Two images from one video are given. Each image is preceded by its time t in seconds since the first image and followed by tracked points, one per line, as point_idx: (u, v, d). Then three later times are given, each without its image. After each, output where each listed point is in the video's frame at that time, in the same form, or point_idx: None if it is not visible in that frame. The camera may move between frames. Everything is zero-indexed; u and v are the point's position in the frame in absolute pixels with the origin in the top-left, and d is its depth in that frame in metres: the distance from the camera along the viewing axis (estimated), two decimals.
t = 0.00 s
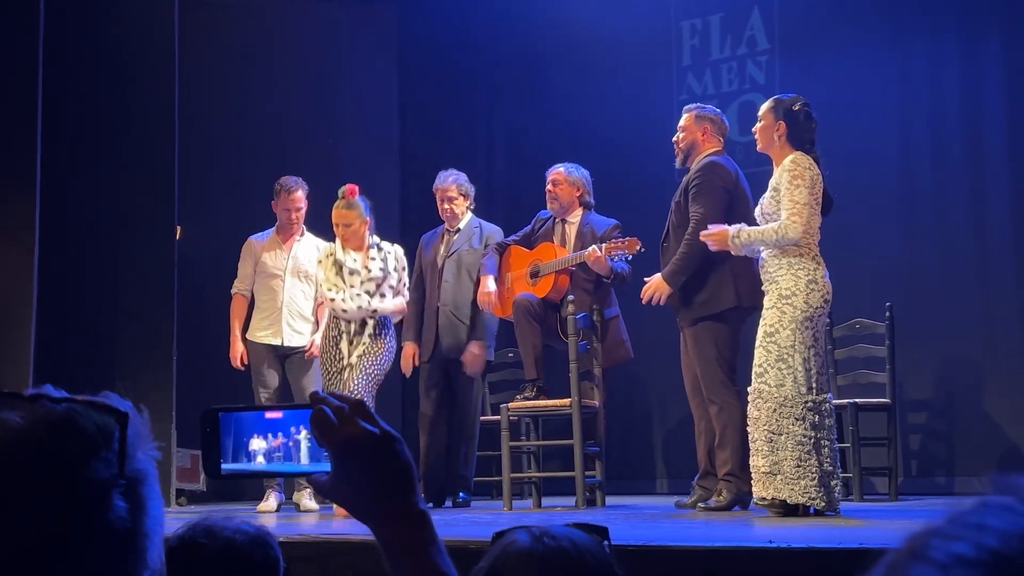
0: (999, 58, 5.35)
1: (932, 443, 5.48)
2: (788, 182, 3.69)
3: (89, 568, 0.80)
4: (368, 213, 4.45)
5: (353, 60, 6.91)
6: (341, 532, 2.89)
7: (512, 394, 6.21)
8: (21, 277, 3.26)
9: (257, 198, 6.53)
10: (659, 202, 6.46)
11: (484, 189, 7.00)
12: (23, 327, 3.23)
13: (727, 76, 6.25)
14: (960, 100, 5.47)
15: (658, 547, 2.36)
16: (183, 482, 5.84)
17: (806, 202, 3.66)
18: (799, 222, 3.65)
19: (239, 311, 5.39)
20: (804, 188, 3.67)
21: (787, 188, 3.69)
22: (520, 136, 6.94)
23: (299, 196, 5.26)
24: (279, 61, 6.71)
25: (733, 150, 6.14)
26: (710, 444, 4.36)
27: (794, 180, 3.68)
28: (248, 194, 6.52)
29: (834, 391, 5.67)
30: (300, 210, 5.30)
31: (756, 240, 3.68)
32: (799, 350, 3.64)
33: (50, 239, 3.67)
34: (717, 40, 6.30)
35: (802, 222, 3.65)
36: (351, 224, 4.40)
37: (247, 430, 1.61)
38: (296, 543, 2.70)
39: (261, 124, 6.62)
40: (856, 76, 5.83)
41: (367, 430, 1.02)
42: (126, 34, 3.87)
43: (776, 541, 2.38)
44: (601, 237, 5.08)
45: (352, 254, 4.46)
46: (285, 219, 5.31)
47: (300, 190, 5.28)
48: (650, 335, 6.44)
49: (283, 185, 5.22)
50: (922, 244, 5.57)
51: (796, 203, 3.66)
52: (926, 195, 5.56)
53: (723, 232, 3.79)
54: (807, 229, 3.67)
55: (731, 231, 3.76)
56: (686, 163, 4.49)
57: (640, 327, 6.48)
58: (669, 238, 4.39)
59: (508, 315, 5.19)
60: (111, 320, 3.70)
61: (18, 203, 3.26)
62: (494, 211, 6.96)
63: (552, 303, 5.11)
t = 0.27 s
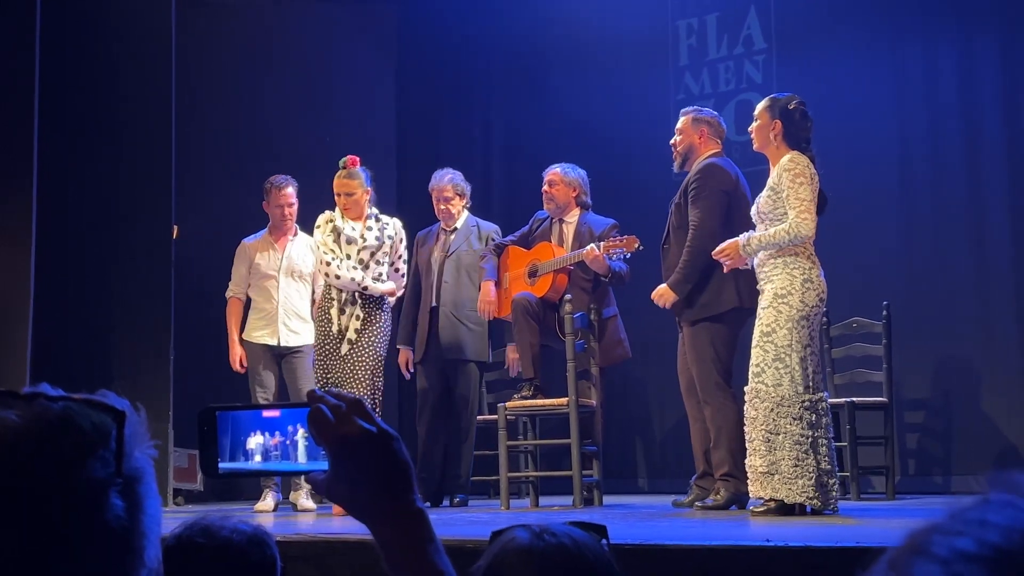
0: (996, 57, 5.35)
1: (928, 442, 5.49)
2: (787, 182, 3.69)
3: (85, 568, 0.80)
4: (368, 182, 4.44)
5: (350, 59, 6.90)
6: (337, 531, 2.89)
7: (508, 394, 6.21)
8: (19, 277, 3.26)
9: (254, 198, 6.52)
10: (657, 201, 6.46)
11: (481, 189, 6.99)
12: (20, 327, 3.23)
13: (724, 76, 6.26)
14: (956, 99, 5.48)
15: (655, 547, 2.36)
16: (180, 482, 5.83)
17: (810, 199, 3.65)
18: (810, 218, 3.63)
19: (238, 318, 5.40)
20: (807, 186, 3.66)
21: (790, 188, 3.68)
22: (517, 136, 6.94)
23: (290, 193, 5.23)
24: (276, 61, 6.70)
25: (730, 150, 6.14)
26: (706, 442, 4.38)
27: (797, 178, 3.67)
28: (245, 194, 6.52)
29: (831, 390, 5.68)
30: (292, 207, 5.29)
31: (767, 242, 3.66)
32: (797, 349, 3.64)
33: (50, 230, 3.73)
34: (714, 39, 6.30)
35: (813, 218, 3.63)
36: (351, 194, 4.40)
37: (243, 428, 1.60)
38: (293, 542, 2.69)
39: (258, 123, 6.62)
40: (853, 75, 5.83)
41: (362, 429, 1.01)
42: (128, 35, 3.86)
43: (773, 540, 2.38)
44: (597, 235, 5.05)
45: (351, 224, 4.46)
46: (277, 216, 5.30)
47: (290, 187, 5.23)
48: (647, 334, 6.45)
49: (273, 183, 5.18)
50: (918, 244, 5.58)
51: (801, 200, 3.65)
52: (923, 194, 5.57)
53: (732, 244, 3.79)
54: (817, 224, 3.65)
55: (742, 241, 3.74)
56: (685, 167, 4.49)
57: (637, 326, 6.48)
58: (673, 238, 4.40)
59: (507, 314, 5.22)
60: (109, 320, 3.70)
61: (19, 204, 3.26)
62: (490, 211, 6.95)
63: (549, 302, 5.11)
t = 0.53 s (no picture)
0: (993, 57, 5.36)
1: (925, 441, 5.50)
2: (781, 180, 3.69)
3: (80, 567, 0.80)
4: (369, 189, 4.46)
5: (347, 58, 6.89)
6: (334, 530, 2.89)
7: (506, 393, 6.20)
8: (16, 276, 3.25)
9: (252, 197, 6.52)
10: (654, 200, 6.46)
11: (478, 188, 6.99)
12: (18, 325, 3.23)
13: (721, 75, 6.25)
14: (953, 98, 5.49)
15: (652, 546, 2.36)
16: (176, 481, 5.83)
17: (797, 202, 3.66)
18: (791, 220, 3.64)
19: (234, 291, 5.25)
20: (796, 186, 3.67)
21: (779, 188, 3.69)
22: (514, 136, 6.94)
23: (286, 190, 5.26)
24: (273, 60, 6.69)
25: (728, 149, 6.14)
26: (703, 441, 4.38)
27: (788, 178, 3.68)
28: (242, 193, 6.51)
29: (828, 389, 5.68)
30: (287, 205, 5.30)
31: (749, 237, 3.68)
32: (794, 348, 3.64)
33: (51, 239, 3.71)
34: (711, 38, 6.31)
35: (794, 222, 3.65)
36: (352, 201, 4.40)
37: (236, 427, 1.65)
38: (290, 541, 2.69)
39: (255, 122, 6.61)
40: (850, 74, 5.84)
41: (357, 425, 1.00)
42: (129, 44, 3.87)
43: (770, 539, 2.38)
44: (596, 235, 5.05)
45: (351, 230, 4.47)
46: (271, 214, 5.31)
47: (286, 184, 5.27)
48: (645, 333, 6.45)
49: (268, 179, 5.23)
50: (915, 243, 5.58)
51: (788, 202, 3.65)
52: (920, 193, 5.57)
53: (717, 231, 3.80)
54: (798, 228, 3.67)
55: (724, 230, 3.76)
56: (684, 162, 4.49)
57: (634, 325, 6.48)
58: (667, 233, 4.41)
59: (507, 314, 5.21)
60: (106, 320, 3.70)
61: (18, 204, 3.26)
62: (488, 211, 6.95)
63: (546, 301, 5.10)
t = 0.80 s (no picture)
0: (990, 57, 5.36)
1: (923, 440, 5.50)
2: (777, 179, 3.70)
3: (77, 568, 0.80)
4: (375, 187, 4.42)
5: (345, 58, 6.89)
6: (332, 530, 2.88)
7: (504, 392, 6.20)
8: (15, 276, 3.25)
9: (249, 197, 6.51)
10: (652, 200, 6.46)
11: (477, 188, 6.99)
12: (15, 326, 3.23)
13: (718, 74, 6.25)
14: (951, 98, 5.49)
15: (651, 545, 2.36)
16: (175, 481, 5.82)
17: (789, 201, 3.67)
18: (781, 221, 3.65)
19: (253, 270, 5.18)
20: (790, 186, 3.68)
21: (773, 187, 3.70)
22: (512, 135, 6.93)
23: (283, 192, 5.26)
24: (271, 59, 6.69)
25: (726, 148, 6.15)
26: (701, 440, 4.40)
27: (782, 178, 3.69)
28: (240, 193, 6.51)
29: (826, 388, 5.69)
30: (284, 208, 5.30)
31: (736, 234, 3.69)
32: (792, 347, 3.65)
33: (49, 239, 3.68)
34: (709, 38, 6.30)
35: (783, 221, 3.66)
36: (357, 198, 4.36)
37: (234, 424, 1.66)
38: (288, 540, 2.69)
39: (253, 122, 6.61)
40: (848, 75, 5.84)
41: (357, 425, 1.01)
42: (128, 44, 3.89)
43: (768, 537, 2.38)
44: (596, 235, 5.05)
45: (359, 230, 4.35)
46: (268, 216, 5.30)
47: (283, 186, 5.28)
48: (643, 333, 6.45)
49: (266, 181, 5.23)
50: (913, 242, 5.59)
51: (780, 202, 3.67)
52: (918, 193, 5.58)
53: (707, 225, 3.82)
54: (788, 229, 3.68)
55: (714, 226, 3.79)
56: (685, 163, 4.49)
57: (632, 325, 6.48)
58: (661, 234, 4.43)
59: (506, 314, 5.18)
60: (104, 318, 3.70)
61: (17, 203, 3.26)
62: (486, 210, 6.95)
63: (546, 300, 5.13)
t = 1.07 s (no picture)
0: (989, 56, 5.36)
1: (922, 439, 5.50)
2: (785, 180, 3.70)
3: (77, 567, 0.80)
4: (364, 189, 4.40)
5: (345, 57, 6.89)
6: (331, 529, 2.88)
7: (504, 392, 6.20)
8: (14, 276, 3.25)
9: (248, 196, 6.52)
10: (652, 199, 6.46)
11: (476, 187, 6.99)
12: (14, 326, 3.23)
13: (717, 73, 6.26)
14: (950, 97, 5.49)
15: (650, 545, 2.36)
16: (174, 481, 5.82)
17: (799, 204, 3.67)
18: (790, 222, 3.67)
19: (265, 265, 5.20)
20: (798, 188, 3.68)
21: (781, 188, 3.70)
22: (511, 135, 6.94)
23: (286, 195, 5.24)
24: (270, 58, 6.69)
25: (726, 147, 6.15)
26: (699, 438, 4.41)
27: (789, 180, 3.69)
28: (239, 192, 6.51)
29: (825, 387, 5.69)
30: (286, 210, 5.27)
31: (743, 235, 3.69)
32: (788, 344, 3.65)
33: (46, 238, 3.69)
34: (708, 37, 6.31)
35: (792, 223, 3.67)
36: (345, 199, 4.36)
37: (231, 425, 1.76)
38: (287, 540, 2.69)
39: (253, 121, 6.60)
40: (847, 74, 5.84)
41: (357, 426, 1.00)
42: (128, 43, 3.86)
43: (767, 537, 2.38)
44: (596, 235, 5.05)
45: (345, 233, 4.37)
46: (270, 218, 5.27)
47: (286, 189, 5.27)
48: (643, 332, 6.45)
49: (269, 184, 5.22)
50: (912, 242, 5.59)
51: (789, 204, 3.67)
52: (917, 192, 5.58)
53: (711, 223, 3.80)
54: (797, 230, 3.69)
55: (719, 225, 3.77)
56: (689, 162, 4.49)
57: (632, 324, 6.48)
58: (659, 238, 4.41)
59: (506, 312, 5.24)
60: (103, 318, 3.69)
61: (16, 203, 3.26)
62: (485, 210, 6.95)
63: (547, 297, 5.13)
